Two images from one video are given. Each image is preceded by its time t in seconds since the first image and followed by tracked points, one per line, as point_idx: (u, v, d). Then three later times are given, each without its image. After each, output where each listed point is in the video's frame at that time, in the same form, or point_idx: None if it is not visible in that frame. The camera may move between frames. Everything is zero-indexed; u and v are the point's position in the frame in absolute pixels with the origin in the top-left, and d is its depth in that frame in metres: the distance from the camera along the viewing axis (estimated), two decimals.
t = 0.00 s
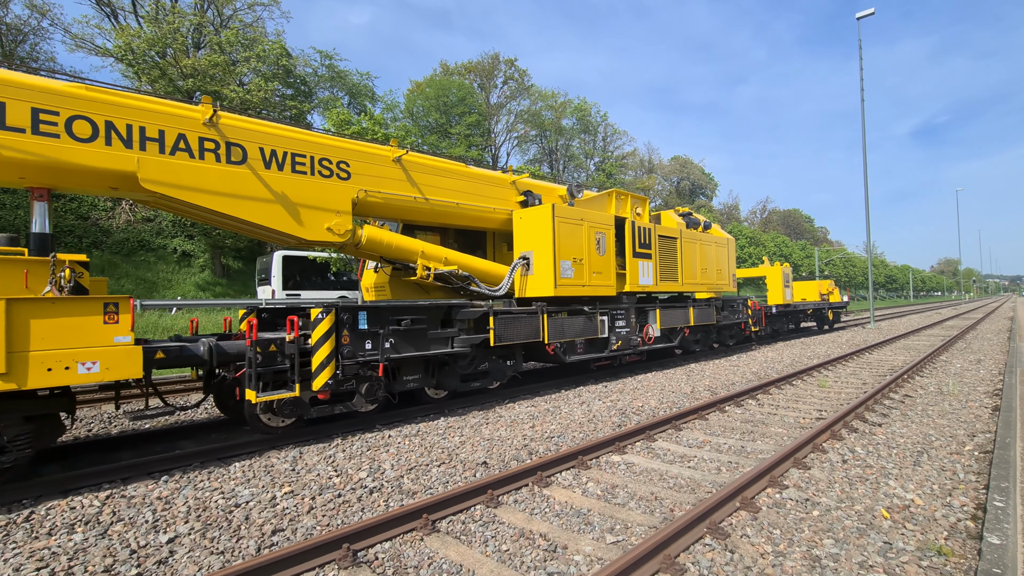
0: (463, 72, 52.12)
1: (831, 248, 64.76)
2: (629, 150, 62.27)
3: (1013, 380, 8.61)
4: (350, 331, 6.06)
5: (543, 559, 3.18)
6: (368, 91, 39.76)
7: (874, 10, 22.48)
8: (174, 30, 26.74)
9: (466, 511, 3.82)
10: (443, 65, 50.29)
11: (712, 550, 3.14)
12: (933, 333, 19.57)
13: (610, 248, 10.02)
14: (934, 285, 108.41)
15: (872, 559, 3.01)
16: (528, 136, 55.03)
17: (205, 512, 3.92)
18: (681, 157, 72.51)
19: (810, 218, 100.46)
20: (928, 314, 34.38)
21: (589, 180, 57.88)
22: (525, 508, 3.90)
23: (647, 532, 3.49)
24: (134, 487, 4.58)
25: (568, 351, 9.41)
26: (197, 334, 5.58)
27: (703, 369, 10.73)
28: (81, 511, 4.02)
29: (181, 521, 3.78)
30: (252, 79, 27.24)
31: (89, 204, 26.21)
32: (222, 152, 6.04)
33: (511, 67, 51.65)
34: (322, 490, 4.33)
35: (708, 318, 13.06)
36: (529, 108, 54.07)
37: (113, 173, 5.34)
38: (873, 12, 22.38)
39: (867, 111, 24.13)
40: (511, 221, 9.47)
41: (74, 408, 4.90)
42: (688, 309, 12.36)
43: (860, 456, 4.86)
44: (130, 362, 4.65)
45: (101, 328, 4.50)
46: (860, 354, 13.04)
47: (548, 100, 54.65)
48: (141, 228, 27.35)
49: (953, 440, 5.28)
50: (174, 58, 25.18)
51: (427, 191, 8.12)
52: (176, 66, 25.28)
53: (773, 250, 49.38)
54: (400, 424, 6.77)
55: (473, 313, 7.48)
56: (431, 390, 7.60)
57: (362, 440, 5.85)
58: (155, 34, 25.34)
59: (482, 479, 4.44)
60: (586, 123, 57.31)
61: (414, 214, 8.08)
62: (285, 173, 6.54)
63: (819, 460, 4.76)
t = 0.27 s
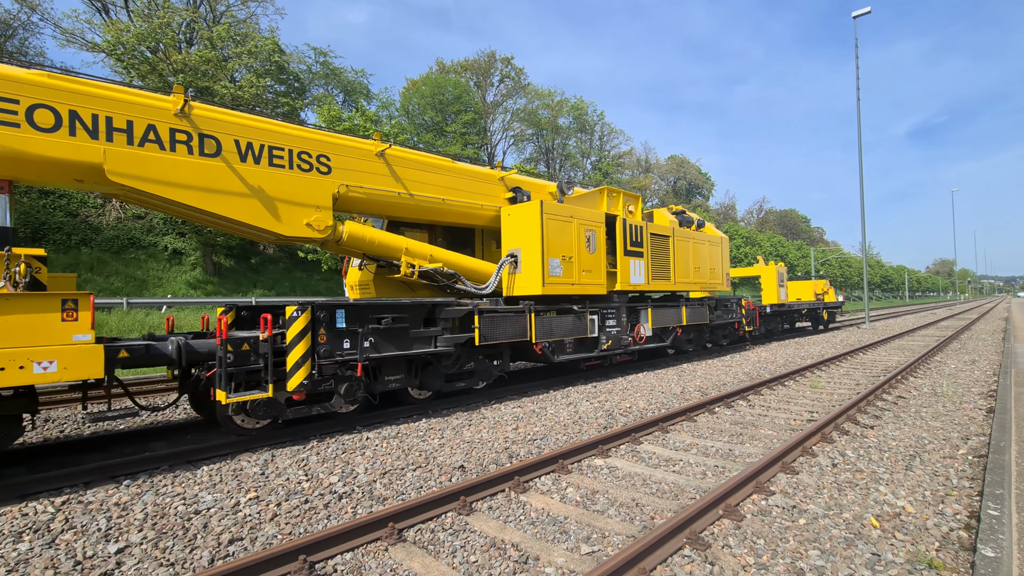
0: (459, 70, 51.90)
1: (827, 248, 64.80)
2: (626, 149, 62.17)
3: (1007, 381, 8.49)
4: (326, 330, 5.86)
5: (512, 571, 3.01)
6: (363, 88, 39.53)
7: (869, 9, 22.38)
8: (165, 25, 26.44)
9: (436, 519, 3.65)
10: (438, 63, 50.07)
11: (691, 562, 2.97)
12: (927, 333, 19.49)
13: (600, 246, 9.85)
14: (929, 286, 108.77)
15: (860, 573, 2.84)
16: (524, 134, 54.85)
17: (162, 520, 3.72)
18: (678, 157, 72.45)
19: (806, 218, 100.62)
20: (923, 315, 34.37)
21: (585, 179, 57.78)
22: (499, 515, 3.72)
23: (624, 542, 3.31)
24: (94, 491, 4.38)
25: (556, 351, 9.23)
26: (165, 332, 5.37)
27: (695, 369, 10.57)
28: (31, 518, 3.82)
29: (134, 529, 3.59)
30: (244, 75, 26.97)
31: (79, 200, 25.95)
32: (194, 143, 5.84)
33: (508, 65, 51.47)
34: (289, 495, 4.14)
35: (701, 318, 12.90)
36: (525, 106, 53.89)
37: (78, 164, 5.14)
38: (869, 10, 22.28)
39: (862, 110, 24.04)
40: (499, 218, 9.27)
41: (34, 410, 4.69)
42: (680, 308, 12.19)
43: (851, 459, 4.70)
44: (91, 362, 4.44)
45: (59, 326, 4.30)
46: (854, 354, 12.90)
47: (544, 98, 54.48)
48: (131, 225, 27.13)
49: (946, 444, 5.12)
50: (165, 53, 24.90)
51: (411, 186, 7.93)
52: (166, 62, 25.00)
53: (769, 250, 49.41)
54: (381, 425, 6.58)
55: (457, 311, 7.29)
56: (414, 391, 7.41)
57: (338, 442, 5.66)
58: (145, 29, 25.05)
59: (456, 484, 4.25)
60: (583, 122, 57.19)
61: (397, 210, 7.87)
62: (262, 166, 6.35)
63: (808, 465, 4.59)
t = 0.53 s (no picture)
0: (452, 70, 51.71)
1: (822, 247, 64.88)
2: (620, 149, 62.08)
3: (1002, 380, 8.36)
4: (301, 335, 5.66)
5: None
6: (355, 89, 39.29)
7: (861, 5, 22.31)
8: (153, 25, 26.13)
9: (405, 536, 3.46)
10: (432, 63, 49.86)
11: None
12: (922, 331, 19.41)
13: (589, 246, 9.67)
14: (924, 283, 109.17)
15: None
16: (518, 135, 54.67)
17: (115, 539, 3.51)
18: (673, 156, 72.43)
19: (801, 217, 100.81)
20: (919, 312, 34.35)
21: (580, 179, 57.66)
22: (472, 531, 3.53)
23: (601, 559, 3.13)
24: (50, 507, 4.16)
25: (545, 353, 9.05)
26: (131, 339, 5.16)
27: (687, 370, 10.40)
28: None
29: (84, 549, 3.38)
30: (233, 75, 26.70)
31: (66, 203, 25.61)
32: (162, 142, 5.63)
33: (501, 65, 51.33)
34: (253, 510, 3.93)
35: (694, 318, 12.75)
36: (520, 106, 53.70)
37: (37, 164, 4.92)
38: (860, 7, 22.22)
39: (854, 108, 23.99)
40: (485, 218, 9.09)
41: None
42: (672, 308, 12.03)
43: (842, 466, 4.53)
44: (47, 371, 4.24)
45: (13, 334, 4.10)
46: (848, 353, 12.77)
47: (538, 98, 54.34)
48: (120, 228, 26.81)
49: (941, 448, 4.96)
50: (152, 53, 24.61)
51: (393, 185, 7.73)
52: (154, 62, 24.71)
53: (764, 248, 49.40)
54: (361, 432, 6.39)
55: (441, 314, 7.10)
56: (397, 396, 7.22)
57: (314, 451, 5.45)
58: (132, 29, 24.75)
59: (431, 496, 4.06)
60: (577, 121, 57.08)
61: (379, 211, 7.68)
62: (235, 165, 6.14)
63: (798, 471, 4.42)
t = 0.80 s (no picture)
0: (449, 68, 51.52)
1: (821, 245, 64.74)
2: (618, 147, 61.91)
3: (998, 379, 8.22)
4: (277, 334, 5.51)
5: None
6: (351, 87, 39.11)
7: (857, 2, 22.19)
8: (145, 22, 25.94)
9: (370, 544, 3.30)
10: (429, 62, 49.69)
11: None
12: (919, 329, 19.29)
13: (579, 244, 9.52)
14: (922, 281, 109.14)
15: None
16: (515, 133, 54.48)
17: (68, 548, 3.36)
18: (671, 155, 72.30)
19: (799, 215, 100.71)
20: (917, 310, 34.25)
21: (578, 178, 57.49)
22: (440, 539, 3.38)
23: (572, 569, 2.98)
24: (8, 513, 4.00)
25: (534, 352, 8.90)
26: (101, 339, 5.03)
27: (679, 370, 10.25)
28: None
29: (34, 560, 3.22)
30: (227, 73, 26.51)
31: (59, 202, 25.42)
32: (133, 136, 5.48)
33: (498, 63, 51.16)
34: (216, 516, 3.78)
35: (687, 316, 12.60)
36: (517, 104, 53.48)
37: None
38: (856, 4, 22.11)
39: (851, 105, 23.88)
40: (473, 215, 8.92)
41: None
42: (665, 307, 11.89)
43: (830, 468, 4.37)
44: (7, 372, 4.11)
45: None
46: (844, 352, 12.63)
47: (535, 96, 54.17)
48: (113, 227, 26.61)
49: (932, 450, 4.81)
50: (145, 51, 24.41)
51: (377, 181, 7.56)
52: (146, 60, 24.52)
53: (762, 247, 49.29)
54: (342, 434, 6.24)
55: (424, 313, 6.95)
56: (381, 396, 7.07)
57: (289, 453, 5.30)
58: (124, 27, 24.56)
59: (402, 502, 3.91)
60: (575, 120, 56.92)
61: (363, 208, 7.52)
62: (210, 160, 5.98)
63: (784, 474, 4.27)
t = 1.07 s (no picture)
0: (449, 66, 51.26)
1: (821, 243, 64.54)
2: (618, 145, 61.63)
3: (997, 380, 8.04)
4: (253, 334, 5.36)
5: None
6: (349, 84, 38.89)
7: None
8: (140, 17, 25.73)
9: (333, 557, 3.15)
10: (428, 59, 49.44)
11: None
12: (918, 329, 19.11)
13: (571, 241, 9.35)
14: (924, 280, 108.82)
15: None
16: (515, 131, 54.24)
17: (18, 559, 3.20)
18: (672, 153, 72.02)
19: (801, 214, 100.38)
20: (917, 309, 34.03)
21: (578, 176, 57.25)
22: (407, 550, 3.23)
23: None
24: None
25: (524, 352, 8.74)
26: (71, 338, 4.90)
27: (673, 370, 10.08)
28: None
29: None
30: (222, 69, 26.31)
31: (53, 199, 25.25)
32: (104, 129, 5.32)
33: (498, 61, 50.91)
34: (177, 525, 3.62)
35: (683, 315, 12.42)
36: (517, 102, 53.21)
37: None
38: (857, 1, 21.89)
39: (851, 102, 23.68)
40: (462, 212, 8.76)
41: None
42: (660, 305, 11.72)
43: (821, 475, 4.21)
44: None
45: None
46: (841, 351, 12.45)
47: (535, 94, 53.91)
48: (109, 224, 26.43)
49: (927, 455, 4.64)
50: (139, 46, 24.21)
51: (362, 177, 7.40)
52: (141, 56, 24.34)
53: (762, 245, 49.07)
54: (322, 435, 6.09)
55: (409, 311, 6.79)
56: (365, 397, 6.91)
57: (264, 457, 5.14)
58: (118, 22, 24.36)
59: (372, 510, 3.74)
60: (575, 118, 56.66)
61: (347, 204, 7.35)
62: (186, 155, 5.81)
63: (773, 481, 4.10)
